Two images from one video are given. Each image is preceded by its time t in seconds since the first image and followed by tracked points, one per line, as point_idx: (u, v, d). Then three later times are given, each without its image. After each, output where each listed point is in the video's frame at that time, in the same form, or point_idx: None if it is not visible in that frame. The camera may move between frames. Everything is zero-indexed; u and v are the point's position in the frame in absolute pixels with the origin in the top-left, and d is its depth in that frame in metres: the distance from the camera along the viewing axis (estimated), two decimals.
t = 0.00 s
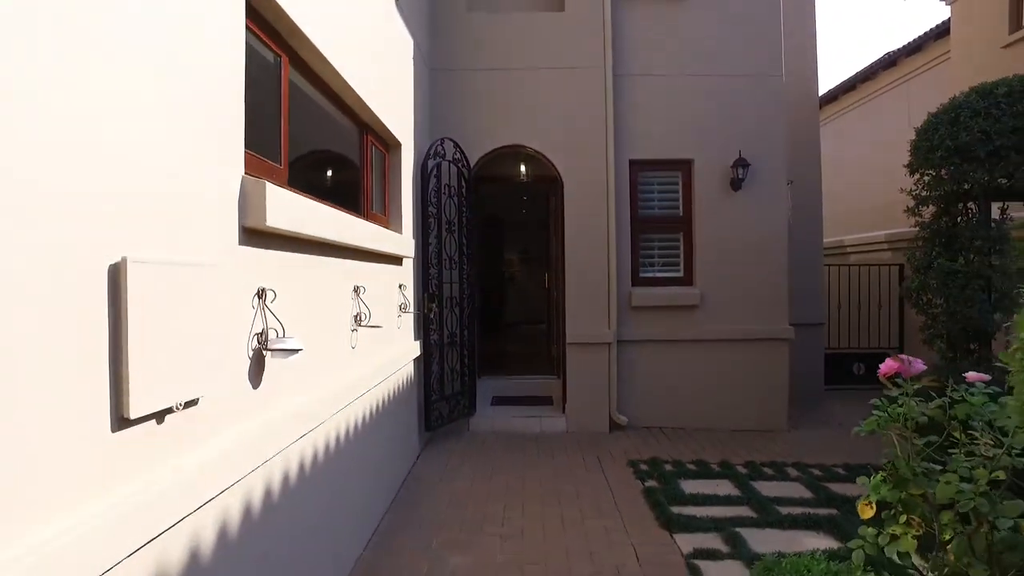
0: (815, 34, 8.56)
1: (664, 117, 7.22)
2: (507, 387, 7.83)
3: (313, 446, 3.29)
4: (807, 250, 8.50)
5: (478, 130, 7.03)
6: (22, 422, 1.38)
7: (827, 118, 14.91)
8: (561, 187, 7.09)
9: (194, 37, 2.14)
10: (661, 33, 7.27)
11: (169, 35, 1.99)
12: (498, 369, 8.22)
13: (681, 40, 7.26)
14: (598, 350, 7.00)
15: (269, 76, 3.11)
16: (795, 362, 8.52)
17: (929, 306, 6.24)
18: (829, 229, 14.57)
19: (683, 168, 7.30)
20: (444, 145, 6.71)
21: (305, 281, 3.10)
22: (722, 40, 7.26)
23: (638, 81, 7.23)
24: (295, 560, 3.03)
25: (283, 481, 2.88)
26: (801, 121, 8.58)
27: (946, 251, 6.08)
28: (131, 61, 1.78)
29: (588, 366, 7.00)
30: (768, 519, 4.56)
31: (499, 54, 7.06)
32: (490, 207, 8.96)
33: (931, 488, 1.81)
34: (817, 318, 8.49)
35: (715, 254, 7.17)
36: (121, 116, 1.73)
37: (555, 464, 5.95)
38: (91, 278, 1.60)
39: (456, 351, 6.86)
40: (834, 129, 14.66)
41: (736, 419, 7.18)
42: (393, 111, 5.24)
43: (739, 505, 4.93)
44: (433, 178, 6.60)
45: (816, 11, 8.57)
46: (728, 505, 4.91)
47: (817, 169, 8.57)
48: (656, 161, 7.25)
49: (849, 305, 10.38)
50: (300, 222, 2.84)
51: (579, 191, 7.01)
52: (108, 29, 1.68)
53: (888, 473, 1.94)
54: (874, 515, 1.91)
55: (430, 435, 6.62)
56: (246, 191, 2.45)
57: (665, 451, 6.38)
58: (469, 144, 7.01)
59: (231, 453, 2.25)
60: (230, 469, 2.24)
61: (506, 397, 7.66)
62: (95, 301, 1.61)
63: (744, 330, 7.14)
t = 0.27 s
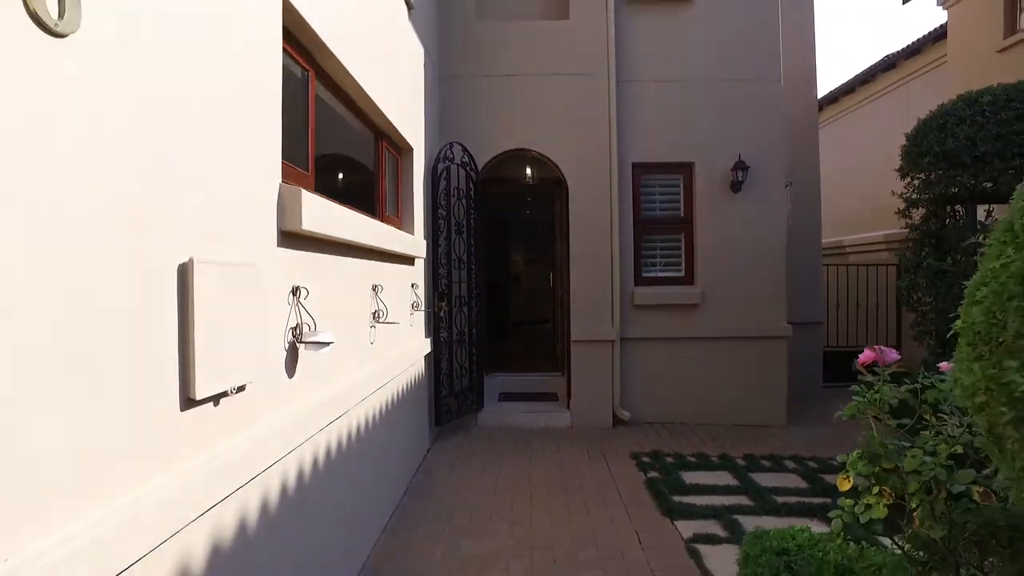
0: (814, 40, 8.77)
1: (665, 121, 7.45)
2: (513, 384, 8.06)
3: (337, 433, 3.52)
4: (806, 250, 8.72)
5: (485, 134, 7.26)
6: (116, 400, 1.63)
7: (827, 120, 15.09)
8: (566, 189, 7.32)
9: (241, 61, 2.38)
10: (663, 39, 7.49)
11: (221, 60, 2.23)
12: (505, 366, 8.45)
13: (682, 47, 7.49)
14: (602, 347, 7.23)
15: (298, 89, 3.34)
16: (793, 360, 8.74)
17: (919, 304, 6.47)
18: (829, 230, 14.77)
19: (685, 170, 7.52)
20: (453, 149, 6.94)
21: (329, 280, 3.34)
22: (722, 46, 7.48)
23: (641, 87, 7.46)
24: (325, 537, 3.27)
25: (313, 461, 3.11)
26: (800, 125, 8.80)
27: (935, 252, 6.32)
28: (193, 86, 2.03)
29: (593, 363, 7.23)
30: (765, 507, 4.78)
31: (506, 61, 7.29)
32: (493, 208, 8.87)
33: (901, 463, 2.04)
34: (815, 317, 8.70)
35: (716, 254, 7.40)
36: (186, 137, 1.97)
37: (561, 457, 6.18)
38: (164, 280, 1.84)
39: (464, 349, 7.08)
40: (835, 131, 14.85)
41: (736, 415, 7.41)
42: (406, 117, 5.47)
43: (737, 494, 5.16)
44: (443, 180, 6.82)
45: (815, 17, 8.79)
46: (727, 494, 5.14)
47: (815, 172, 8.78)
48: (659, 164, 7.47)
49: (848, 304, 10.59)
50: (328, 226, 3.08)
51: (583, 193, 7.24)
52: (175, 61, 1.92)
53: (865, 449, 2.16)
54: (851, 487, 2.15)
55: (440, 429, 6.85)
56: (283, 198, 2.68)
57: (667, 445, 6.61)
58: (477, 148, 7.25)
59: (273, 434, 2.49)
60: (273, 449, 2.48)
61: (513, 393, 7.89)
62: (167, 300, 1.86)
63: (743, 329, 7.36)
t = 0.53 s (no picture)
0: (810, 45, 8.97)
1: (665, 126, 7.66)
2: (516, 381, 8.29)
3: (352, 423, 3.74)
4: (802, 251, 8.92)
5: (490, 138, 7.48)
6: (172, 388, 1.85)
7: (827, 121, 15.27)
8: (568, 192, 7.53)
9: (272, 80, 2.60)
10: (662, 46, 7.70)
11: (255, 79, 2.45)
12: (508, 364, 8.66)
13: (681, 53, 7.69)
14: (603, 345, 7.44)
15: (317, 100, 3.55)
16: (790, 358, 8.94)
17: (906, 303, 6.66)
18: (828, 230, 14.95)
19: (683, 173, 7.73)
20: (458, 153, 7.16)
21: (346, 280, 3.56)
22: (720, 52, 7.69)
23: (640, 91, 7.67)
24: (337, 521, 3.45)
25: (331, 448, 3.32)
26: (797, 128, 8.99)
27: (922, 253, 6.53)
28: (233, 105, 2.25)
29: (594, 361, 7.45)
30: (760, 497, 4.99)
31: (510, 66, 7.50)
32: (496, 209, 9.17)
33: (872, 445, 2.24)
34: (812, 316, 8.90)
35: (714, 255, 7.60)
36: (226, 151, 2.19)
37: (563, 451, 6.39)
38: (210, 280, 2.06)
39: (469, 346, 7.30)
40: (834, 132, 15.02)
41: (733, 411, 7.61)
42: (414, 123, 5.69)
43: (733, 486, 5.36)
44: (449, 183, 7.04)
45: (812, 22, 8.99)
46: (723, 486, 5.34)
47: (812, 174, 8.98)
48: (658, 166, 7.68)
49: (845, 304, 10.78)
50: (346, 229, 3.30)
51: (585, 195, 7.45)
52: (219, 83, 2.15)
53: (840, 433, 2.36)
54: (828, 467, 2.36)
55: (445, 424, 7.07)
56: (308, 204, 2.90)
57: (666, 440, 6.81)
58: (482, 151, 7.46)
59: (299, 421, 2.70)
60: (299, 434, 2.69)
61: (516, 390, 8.10)
62: (213, 298, 2.08)
63: (740, 327, 7.57)
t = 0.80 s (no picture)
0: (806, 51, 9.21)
1: (664, 129, 7.91)
2: (519, 378, 8.54)
3: (368, 413, 3.99)
4: (798, 251, 9.15)
5: (494, 142, 7.73)
6: (221, 375, 2.07)
7: (826, 123, 15.47)
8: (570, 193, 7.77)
9: (296, 94, 2.83)
10: (661, 52, 7.95)
11: (282, 96, 2.68)
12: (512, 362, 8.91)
13: (680, 59, 7.94)
14: (604, 342, 7.69)
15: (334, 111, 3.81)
16: (786, 356, 9.17)
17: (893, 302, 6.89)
18: (827, 231, 15.15)
19: (682, 176, 7.97)
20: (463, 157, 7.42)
21: (362, 279, 3.82)
22: (717, 59, 7.93)
23: (640, 97, 7.91)
24: (355, 503, 3.70)
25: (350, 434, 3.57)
26: (793, 132, 9.23)
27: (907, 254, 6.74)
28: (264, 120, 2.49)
29: (595, 358, 7.70)
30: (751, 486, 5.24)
31: (514, 73, 7.75)
32: (501, 211, 9.36)
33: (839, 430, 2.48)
34: (807, 315, 9.14)
35: (711, 255, 7.84)
36: (260, 163, 2.43)
37: (565, 444, 6.64)
38: (247, 279, 2.29)
39: (474, 343, 7.56)
40: (833, 134, 15.23)
41: (730, 407, 7.86)
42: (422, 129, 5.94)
43: (727, 476, 5.61)
44: (455, 187, 7.29)
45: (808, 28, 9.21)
46: (717, 477, 5.59)
47: (808, 177, 9.21)
48: (657, 170, 7.93)
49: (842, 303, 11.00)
50: (362, 232, 3.56)
51: (586, 197, 7.70)
52: (253, 102, 2.38)
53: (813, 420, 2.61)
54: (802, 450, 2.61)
55: (451, 419, 7.32)
56: (329, 209, 3.15)
57: (664, 434, 7.05)
58: (486, 155, 7.71)
59: (324, 407, 2.95)
60: (324, 419, 2.94)
61: (519, 387, 8.35)
62: (249, 295, 2.31)
63: (737, 326, 7.81)
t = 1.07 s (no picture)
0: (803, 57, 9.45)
1: (663, 135, 8.16)
2: (523, 376, 8.80)
3: (382, 406, 4.25)
4: (796, 252, 9.38)
5: (498, 148, 7.99)
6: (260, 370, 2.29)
7: (827, 125, 15.65)
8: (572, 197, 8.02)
9: (320, 111, 3.07)
10: (660, 60, 8.20)
11: (308, 113, 2.91)
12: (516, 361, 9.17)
13: (679, 67, 8.19)
14: (605, 341, 7.95)
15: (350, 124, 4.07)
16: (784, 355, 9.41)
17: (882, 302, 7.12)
18: (827, 231, 15.35)
19: (680, 180, 8.22)
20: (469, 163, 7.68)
21: (377, 281, 4.08)
22: (714, 66, 8.18)
23: (640, 104, 8.17)
24: (371, 491, 3.95)
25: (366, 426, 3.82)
26: (791, 136, 9.46)
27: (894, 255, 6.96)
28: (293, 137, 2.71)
29: (596, 356, 7.96)
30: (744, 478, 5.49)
31: (518, 81, 8.01)
32: (505, 211, 9.57)
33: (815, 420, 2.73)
34: (804, 315, 9.37)
35: (709, 257, 8.10)
36: (291, 177, 2.66)
37: (567, 439, 6.89)
38: (281, 283, 2.51)
39: (480, 342, 7.82)
40: (833, 137, 15.45)
41: (727, 403, 8.10)
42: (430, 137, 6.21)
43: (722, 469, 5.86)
44: (460, 191, 7.56)
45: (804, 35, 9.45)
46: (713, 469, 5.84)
47: (805, 179, 9.44)
48: (656, 174, 8.18)
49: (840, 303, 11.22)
50: (378, 238, 3.82)
51: (588, 201, 7.96)
52: (285, 122, 2.61)
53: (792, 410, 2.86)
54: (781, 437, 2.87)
55: (457, 415, 7.58)
56: (348, 217, 3.41)
57: (663, 429, 7.31)
58: (491, 160, 7.97)
59: (344, 399, 3.20)
60: (344, 410, 3.20)
61: (523, 385, 8.61)
62: (283, 298, 2.53)
63: (734, 325, 8.06)
